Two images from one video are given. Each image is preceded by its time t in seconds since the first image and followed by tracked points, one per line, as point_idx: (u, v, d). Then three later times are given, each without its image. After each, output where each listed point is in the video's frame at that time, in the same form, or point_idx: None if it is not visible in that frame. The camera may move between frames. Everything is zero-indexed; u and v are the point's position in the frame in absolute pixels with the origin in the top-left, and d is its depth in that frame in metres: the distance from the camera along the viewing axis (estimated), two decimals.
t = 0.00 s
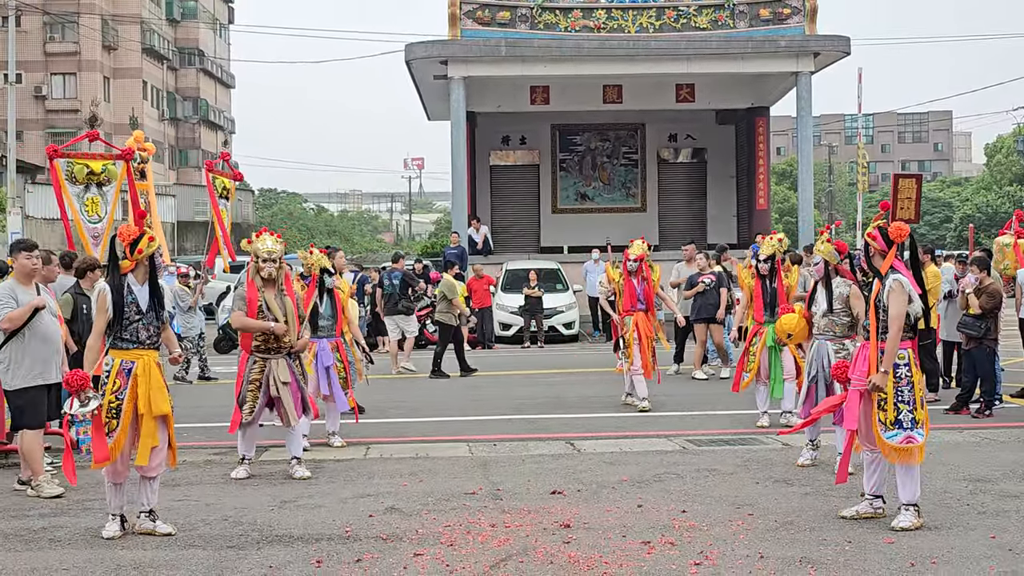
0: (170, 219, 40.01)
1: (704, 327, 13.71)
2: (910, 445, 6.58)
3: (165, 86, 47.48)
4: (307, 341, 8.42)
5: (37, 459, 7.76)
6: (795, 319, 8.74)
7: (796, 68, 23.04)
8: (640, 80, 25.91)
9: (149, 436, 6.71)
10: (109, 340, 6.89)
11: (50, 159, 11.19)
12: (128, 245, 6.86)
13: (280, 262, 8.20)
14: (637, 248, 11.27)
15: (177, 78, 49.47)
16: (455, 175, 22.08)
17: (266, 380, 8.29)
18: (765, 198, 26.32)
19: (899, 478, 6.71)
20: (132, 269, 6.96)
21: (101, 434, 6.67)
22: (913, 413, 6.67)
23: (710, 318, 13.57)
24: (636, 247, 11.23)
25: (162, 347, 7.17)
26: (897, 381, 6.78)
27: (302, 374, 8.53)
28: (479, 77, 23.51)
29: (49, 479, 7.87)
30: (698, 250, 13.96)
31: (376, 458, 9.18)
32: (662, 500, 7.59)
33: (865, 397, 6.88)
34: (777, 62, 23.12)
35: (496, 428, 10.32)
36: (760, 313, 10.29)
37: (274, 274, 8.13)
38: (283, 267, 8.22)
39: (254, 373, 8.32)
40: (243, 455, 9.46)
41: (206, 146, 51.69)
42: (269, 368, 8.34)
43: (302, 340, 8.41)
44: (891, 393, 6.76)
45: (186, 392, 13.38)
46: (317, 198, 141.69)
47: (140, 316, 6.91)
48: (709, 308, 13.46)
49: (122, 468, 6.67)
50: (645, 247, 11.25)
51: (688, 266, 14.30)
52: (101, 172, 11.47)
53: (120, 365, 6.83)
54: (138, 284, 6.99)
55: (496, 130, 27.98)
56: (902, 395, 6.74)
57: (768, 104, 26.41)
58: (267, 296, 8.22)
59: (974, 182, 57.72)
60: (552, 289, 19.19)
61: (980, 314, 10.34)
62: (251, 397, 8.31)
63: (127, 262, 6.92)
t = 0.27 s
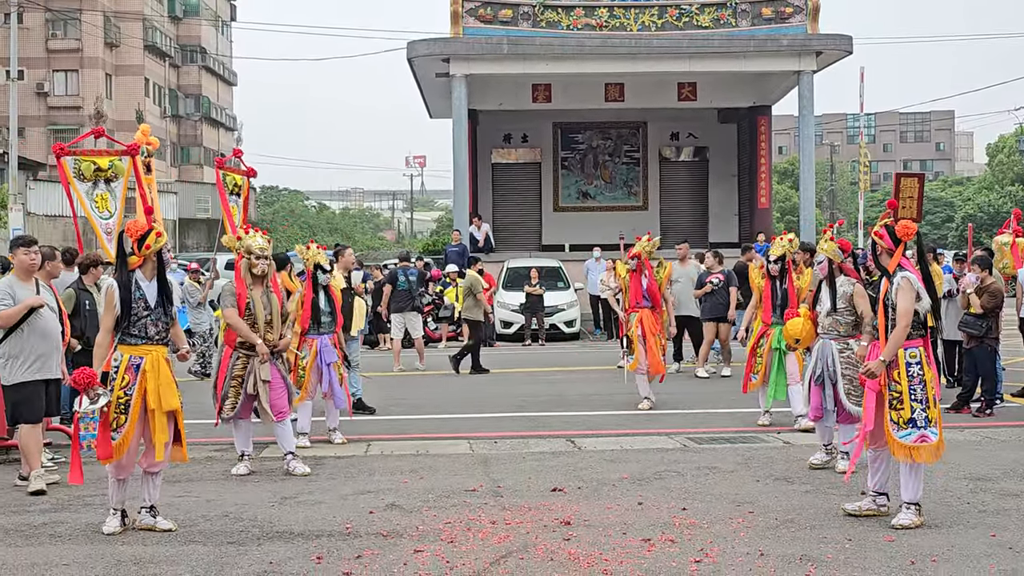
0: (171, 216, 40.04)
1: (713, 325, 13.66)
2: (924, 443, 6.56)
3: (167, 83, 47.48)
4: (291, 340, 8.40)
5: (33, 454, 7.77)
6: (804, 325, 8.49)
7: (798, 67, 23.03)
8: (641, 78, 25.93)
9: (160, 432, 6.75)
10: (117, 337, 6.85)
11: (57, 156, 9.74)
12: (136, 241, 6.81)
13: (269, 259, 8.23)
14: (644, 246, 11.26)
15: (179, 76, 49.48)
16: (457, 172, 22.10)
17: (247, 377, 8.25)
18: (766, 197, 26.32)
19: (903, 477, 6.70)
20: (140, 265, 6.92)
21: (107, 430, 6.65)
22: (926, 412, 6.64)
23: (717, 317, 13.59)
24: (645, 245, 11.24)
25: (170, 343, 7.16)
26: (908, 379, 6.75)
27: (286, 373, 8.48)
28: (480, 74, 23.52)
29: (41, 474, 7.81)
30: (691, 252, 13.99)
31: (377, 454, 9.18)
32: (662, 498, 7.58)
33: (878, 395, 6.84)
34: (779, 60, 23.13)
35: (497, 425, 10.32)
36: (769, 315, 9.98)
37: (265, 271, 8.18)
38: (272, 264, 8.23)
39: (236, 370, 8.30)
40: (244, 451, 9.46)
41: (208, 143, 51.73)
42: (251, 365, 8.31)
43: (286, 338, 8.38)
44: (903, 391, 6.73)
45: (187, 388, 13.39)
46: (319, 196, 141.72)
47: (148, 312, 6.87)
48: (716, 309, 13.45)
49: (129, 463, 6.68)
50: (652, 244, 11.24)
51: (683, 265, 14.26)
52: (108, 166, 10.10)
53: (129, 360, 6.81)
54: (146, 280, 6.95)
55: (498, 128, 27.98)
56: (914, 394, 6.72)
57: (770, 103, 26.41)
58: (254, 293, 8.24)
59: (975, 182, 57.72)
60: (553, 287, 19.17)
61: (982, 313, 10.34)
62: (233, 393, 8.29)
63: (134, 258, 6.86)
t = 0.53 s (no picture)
0: (169, 220, 40.08)
1: (713, 329, 13.63)
2: (923, 446, 6.57)
3: (166, 86, 47.50)
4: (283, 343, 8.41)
5: (29, 458, 7.78)
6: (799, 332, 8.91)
7: (797, 72, 23.05)
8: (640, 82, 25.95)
9: (163, 434, 6.71)
10: (121, 340, 6.84)
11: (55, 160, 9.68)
12: (139, 244, 6.82)
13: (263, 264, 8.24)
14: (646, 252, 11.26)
15: (178, 80, 49.52)
16: (456, 175, 22.13)
17: (241, 379, 8.22)
18: (765, 203, 26.34)
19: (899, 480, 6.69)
20: (143, 268, 6.91)
21: (110, 433, 6.60)
22: (926, 416, 6.65)
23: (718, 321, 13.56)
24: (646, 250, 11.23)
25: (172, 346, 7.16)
26: (909, 383, 6.75)
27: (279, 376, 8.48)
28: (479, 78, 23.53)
29: (36, 478, 7.80)
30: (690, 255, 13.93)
31: (375, 458, 9.16)
32: (660, 501, 7.57)
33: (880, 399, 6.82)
34: (777, 65, 23.16)
35: (494, 429, 10.31)
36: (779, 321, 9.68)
37: (259, 274, 8.18)
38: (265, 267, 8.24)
39: (229, 372, 8.27)
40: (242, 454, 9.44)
41: (207, 147, 51.77)
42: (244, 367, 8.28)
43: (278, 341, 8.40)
44: (904, 394, 6.73)
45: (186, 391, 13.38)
46: (318, 201, 141.86)
47: (152, 315, 6.86)
48: (717, 313, 13.41)
49: (132, 465, 6.61)
50: (654, 249, 11.21)
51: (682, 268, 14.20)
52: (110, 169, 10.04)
53: (132, 363, 6.80)
54: (149, 283, 6.94)
55: (497, 133, 28.01)
56: (915, 397, 6.72)
57: (769, 108, 26.43)
58: (247, 296, 8.25)
59: (973, 187, 57.82)
60: (552, 291, 19.19)
61: (979, 319, 10.31)
62: (225, 396, 8.23)
63: (138, 261, 6.87)
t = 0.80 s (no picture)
0: (169, 223, 40.08)
1: (713, 332, 13.68)
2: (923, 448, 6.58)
3: (165, 89, 47.49)
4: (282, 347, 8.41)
5: (27, 461, 7.74)
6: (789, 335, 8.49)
7: (796, 75, 23.06)
8: (639, 85, 25.97)
9: (164, 437, 6.68)
10: (121, 342, 6.85)
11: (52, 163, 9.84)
12: (142, 247, 6.82)
13: (262, 267, 8.23)
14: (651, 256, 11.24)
15: (177, 82, 49.53)
16: (455, 178, 22.16)
17: (240, 382, 8.24)
18: (764, 205, 26.33)
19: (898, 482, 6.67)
20: (145, 272, 6.92)
21: (110, 436, 6.56)
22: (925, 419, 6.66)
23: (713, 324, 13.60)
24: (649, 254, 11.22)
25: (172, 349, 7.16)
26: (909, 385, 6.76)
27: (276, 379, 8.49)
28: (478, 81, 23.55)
29: (35, 482, 7.78)
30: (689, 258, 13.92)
31: (373, 461, 9.15)
32: (659, 504, 7.57)
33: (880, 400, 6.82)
34: (776, 68, 23.16)
35: (493, 431, 10.32)
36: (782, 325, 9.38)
37: (258, 277, 8.17)
38: (264, 271, 8.23)
39: (229, 374, 8.26)
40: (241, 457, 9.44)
41: (206, 150, 51.79)
42: (245, 368, 8.29)
43: (278, 345, 8.41)
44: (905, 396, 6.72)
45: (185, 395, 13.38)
46: (317, 202, 141.91)
47: (153, 319, 6.87)
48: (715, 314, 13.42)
49: (133, 469, 6.56)
50: (659, 252, 11.21)
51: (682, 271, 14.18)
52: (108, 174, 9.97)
53: (133, 365, 6.80)
54: (151, 286, 6.96)
55: (496, 135, 28.02)
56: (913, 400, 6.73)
57: (767, 111, 26.44)
58: (246, 298, 8.24)
59: (973, 190, 57.84)
60: (551, 294, 19.19)
61: (978, 321, 10.31)
62: (225, 398, 8.25)
63: (140, 264, 6.89)
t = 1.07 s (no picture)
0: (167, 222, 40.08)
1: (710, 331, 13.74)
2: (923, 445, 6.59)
3: (164, 88, 47.50)
4: (287, 344, 8.40)
5: (26, 461, 7.74)
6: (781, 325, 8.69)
7: (793, 75, 23.07)
8: (636, 85, 25.99)
9: (160, 437, 6.69)
10: (120, 342, 6.89)
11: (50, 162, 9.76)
12: (140, 246, 6.86)
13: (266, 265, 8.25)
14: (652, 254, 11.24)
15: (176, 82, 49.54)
16: (453, 178, 22.19)
17: (246, 380, 8.25)
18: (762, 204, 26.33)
19: (904, 481, 6.65)
20: (143, 271, 6.97)
21: (108, 437, 6.56)
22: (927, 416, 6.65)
23: (705, 322, 13.75)
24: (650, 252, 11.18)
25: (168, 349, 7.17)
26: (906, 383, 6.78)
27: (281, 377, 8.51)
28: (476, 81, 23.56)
29: (33, 481, 7.79)
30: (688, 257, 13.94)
31: (371, 460, 9.16)
32: (656, 503, 7.59)
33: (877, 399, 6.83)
34: (773, 68, 23.19)
35: (490, 430, 10.33)
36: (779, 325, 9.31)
37: (261, 275, 8.19)
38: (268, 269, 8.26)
39: (235, 373, 8.26)
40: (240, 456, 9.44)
41: (205, 149, 51.80)
42: (251, 367, 8.30)
43: (282, 342, 8.38)
44: (905, 394, 6.71)
45: (184, 394, 13.39)
46: (316, 202, 141.89)
47: (151, 318, 6.92)
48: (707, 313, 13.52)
49: (131, 469, 6.53)
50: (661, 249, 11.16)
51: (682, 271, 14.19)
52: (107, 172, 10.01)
53: (131, 365, 6.83)
54: (149, 285, 7.01)
55: (494, 135, 28.04)
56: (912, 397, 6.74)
57: (765, 110, 26.46)
58: (249, 296, 8.26)
59: (970, 188, 57.87)
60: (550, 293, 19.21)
61: (974, 320, 10.36)
62: (230, 396, 8.22)
63: (138, 263, 6.92)
